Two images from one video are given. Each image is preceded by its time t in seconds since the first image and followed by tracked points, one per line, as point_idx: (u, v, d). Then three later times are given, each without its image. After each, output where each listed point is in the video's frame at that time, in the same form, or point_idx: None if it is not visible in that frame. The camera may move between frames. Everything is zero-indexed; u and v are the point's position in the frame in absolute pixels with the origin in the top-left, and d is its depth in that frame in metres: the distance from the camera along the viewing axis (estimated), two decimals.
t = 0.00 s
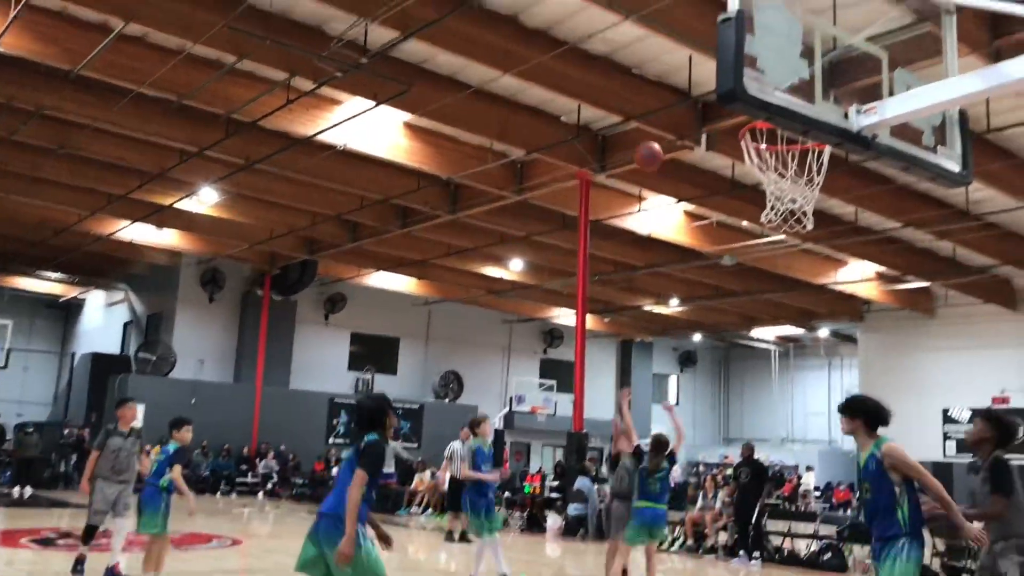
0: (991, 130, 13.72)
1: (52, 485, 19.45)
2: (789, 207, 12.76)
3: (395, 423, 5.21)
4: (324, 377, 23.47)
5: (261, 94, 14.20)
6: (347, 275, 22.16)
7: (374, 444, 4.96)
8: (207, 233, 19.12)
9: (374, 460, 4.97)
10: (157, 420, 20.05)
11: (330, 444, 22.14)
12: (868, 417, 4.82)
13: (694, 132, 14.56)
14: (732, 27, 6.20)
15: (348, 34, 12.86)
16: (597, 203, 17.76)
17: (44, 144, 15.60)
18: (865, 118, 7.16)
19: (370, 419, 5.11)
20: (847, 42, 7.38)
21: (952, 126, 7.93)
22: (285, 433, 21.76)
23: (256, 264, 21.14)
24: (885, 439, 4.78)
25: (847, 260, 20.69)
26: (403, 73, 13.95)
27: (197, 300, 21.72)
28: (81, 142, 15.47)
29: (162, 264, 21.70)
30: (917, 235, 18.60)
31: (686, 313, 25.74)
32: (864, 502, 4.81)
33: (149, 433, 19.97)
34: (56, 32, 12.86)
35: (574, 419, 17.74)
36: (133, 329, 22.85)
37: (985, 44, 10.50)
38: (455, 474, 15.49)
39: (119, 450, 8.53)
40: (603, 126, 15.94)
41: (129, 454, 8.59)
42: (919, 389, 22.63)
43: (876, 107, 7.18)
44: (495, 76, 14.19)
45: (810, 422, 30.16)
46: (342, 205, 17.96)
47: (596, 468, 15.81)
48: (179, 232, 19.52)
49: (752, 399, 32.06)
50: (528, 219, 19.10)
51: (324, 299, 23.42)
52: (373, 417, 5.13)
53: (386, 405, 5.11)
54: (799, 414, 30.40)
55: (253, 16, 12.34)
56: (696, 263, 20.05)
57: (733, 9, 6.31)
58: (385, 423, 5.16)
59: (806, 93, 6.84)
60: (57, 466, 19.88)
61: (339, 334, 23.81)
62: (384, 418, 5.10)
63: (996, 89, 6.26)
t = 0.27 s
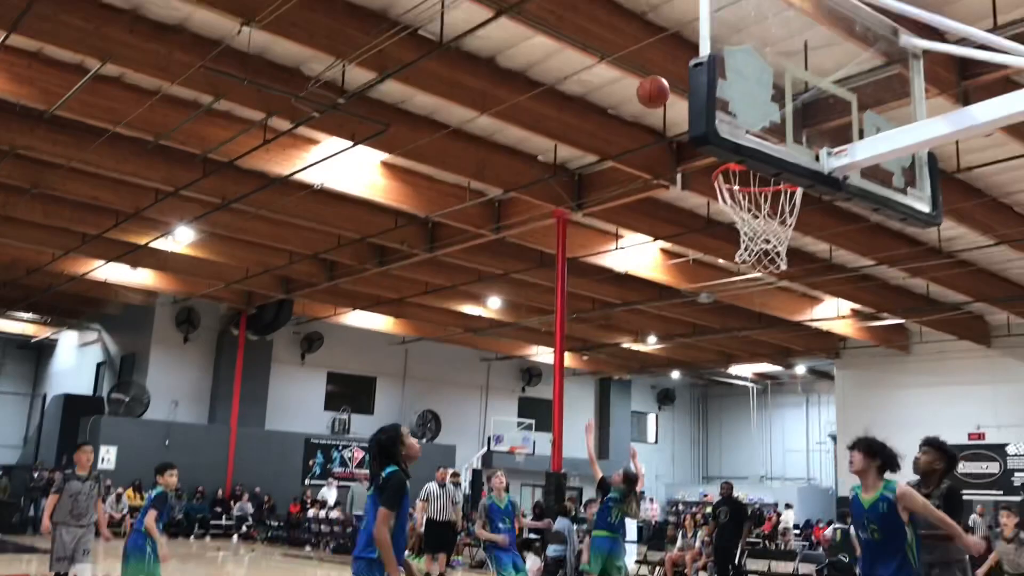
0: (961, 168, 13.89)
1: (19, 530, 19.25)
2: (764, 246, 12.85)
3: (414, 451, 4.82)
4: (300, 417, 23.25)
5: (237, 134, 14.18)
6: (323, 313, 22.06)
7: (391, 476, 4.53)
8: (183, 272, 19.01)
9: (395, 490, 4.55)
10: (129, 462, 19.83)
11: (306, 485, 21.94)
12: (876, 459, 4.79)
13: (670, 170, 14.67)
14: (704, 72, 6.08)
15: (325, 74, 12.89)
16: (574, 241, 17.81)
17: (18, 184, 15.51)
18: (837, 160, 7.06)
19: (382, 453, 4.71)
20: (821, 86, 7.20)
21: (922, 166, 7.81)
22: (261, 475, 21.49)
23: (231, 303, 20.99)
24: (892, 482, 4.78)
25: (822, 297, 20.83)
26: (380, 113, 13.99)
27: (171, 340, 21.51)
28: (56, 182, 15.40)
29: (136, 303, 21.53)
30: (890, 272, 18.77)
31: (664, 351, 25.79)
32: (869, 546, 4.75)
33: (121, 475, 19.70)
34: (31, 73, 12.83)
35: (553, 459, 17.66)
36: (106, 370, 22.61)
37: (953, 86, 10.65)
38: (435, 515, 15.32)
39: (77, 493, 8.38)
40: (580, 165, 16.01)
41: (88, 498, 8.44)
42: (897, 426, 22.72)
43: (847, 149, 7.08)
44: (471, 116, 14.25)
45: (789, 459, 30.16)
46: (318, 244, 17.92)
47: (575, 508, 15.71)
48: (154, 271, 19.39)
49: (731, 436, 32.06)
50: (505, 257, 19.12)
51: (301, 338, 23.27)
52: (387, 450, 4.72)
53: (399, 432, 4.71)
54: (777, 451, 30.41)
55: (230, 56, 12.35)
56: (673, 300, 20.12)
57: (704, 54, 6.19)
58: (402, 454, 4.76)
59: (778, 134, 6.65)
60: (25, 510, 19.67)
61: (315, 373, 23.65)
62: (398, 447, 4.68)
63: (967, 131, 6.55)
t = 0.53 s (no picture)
0: (940, 192, 14.03)
1: None
2: (747, 272, 12.89)
3: (424, 497, 5.63)
4: (285, 448, 23.09)
5: (220, 165, 14.17)
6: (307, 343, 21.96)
7: (399, 527, 5.34)
8: (166, 303, 18.91)
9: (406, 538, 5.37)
10: (112, 496, 19.61)
11: (291, 516, 21.73)
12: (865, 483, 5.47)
13: (652, 197, 14.76)
14: (683, 100, 6.15)
15: (308, 104, 12.94)
16: (559, 268, 17.86)
17: None
18: (816, 186, 7.13)
19: (394, 505, 5.58)
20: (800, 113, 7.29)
21: (901, 191, 7.90)
22: (245, 506, 21.26)
23: (214, 334, 20.87)
24: (873, 505, 5.45)
25: (806, 321, 20.93)
26: (363, 143, 14.04)
27: (154, 371, 21.35)
28: (37, 215, 15.36)
29: (118, 335, 21.40)
30: (873, 295, 18.89)
31: (650, 377, 25.81)
32: (850, 560, 5.32)
33: (103, 510, 19.45)
34: (13, 105, 12.82)
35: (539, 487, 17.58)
36: (88, 403, 22.40)
37: (930, 111, 10.78)
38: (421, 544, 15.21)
39: (52, 526, 8.29)
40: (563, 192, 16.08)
41: (62, 530, 8.35)
42: (883, 449, 22.79)
43: (825, 175, 7.18)
44: (454, 145, 14.32)
45: (775, 484, 30.11)
46: (302, 273, 17.89)
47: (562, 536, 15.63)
48: (137, 302, 19.28)
49: (718, 461, 32.01)
50: (490, 284, 19.14)
51: (285, 367, 23.16)
52: (397, 501, 5.58)
53: (406, 483, 5.54)
54: (764, 475, 30.39)
55: (213, 87, 12.38)
56: (658, 326, 20.17)
57: (684, 82, 6.24)
58: (413, 502, 5.60)
59: (758, 161, 6.71)
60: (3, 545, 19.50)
61: (300, 403, 23.51)
62: (406, 498, 5.52)
63: (944, 156, 6.64)
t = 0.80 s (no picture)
0: (926, 205, 14.13)
1: None
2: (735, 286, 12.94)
3: (420, 511, 5.76)
4: (276, 466, 23.00)
5: (210, 183, 14.19)
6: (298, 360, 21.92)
7: (398, 546, 5.56)
8: (155, 322, 18.87)
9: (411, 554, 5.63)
10: (101, 516, 19.49)
11: (283, 534, 21.60)
12: (808, 505, 5.92)
13: (641, 212, 14.84)
14: (671, 116, 6.18)
15: (298, 122, 12.98)
16: (549, 283, 17.91)
17: None
18: (803, 201, 7.19)
19: (391, 521, 5.77)
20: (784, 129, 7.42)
21: (887, 205, 7.97)
22: (236, 525, 21.09)
23: (204, 352, 20.82)
24: (815, 525, 5.90)
25: (795, 334, 21.02)
26: (353, 160, 14.07)
27: (144, 390, 21.27)
28: (26, 234, 15.34)
29: (108, 354, 21.36)
30: (861, 308, 18.98)
31: (641, 391, 25.85)
32: None
33: (92, 530, 19.29)
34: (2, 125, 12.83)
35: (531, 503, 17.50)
36: (78, 423, 22.30)
37: (916, 125, 10.88)
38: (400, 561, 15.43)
39: (35, 546, 8.82)
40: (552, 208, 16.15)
41: (46, 550, 8.88)
42: (873, 462, 22.85)
43: (812, 190, 7.24)
44: (444, 161, 14.38)
45: (767, 498, 30.10)
46: (292, 291, 17.89)
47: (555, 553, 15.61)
48: (126, 321, 19.25)
49: (710, 475, 32.03)
50: (480, 300, 19.16)
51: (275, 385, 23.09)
52: (394, 517, 5.78)
53: (401, 499, 5.72)
54: (756, 489, 30.41)
55: (203, 106, 12.42)
56: (648, 341, 20.21)
57: (671, 99, 6.29)
58: (410, 515, 5.77)
59: (745, 177, 6.77)
60: None
61: (290, 421, 23.45)
62: (401, 514, 5.70)
63: (929, 170, 6.73)
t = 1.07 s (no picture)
0: (920, 211, 14.14)
1: None
2: (730, 292, 12.91)
3: (417, 544, 4.72)
4: (270, 475, 22.91)
5: (203, 191, 14.11)
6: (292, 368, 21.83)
7: None
8: (148, 331, 18.78)
9: None
10: (94, 526, 19.34)
11: (277, 544, 21.44)
12: (751, 499, 6.50)
13: (635, 219, 14.83)
14: (664, 123, 6.13)
15: (291, 130, 12.93)
16: (544, 290, 17.88)
17: None
18: (797, 208, 7.12)
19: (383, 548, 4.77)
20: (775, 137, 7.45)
21: (880, 212, 7.94)
22: (228, 535, 20.92)
23: (197, 360, 20.74)
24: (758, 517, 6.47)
25: (790, 341, 20.99)
26: (347, 167, 14.03)
27: (137, 399, 21.18)
28: (17, 243, 15.25)
29: (101, 363, 21.25)
30: (856, 315, 18.99)
31: (636, 399, 25.82)
32: (745, 574, 6.35)
33: (84, 540, 19.14)
34: None
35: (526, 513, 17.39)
36: (70, 433, 22.19)
37: (910, 131, 10.88)
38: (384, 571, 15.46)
39: (17, 563, 8.92)
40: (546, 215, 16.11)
41: (29, 566, 8.99)
42: (869, 468, 22.82)
43: (806, 197, 7.17)
44: (438, 169, 14.34)
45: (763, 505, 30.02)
46: (286, 299, 17.84)
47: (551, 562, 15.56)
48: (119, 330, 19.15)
49: (706, 482, 31.98)
50: (474, 308, 19.11)
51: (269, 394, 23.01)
52: (386, 544, 4.77)
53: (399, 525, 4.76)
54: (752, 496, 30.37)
55: (196, 114, 12.37)
56: (643, 348, 20.17)
57: (665, 106, 6.23)
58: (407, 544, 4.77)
59: (740, 184, 6.73)
60: None
61: (284, 430, 23.35)
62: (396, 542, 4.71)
63: (924, 176, 6.69)
